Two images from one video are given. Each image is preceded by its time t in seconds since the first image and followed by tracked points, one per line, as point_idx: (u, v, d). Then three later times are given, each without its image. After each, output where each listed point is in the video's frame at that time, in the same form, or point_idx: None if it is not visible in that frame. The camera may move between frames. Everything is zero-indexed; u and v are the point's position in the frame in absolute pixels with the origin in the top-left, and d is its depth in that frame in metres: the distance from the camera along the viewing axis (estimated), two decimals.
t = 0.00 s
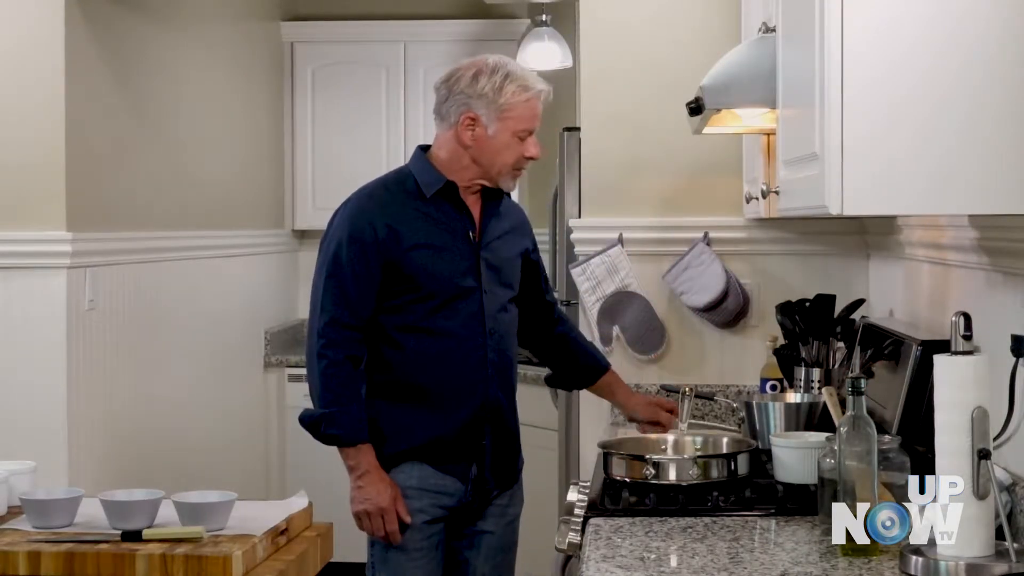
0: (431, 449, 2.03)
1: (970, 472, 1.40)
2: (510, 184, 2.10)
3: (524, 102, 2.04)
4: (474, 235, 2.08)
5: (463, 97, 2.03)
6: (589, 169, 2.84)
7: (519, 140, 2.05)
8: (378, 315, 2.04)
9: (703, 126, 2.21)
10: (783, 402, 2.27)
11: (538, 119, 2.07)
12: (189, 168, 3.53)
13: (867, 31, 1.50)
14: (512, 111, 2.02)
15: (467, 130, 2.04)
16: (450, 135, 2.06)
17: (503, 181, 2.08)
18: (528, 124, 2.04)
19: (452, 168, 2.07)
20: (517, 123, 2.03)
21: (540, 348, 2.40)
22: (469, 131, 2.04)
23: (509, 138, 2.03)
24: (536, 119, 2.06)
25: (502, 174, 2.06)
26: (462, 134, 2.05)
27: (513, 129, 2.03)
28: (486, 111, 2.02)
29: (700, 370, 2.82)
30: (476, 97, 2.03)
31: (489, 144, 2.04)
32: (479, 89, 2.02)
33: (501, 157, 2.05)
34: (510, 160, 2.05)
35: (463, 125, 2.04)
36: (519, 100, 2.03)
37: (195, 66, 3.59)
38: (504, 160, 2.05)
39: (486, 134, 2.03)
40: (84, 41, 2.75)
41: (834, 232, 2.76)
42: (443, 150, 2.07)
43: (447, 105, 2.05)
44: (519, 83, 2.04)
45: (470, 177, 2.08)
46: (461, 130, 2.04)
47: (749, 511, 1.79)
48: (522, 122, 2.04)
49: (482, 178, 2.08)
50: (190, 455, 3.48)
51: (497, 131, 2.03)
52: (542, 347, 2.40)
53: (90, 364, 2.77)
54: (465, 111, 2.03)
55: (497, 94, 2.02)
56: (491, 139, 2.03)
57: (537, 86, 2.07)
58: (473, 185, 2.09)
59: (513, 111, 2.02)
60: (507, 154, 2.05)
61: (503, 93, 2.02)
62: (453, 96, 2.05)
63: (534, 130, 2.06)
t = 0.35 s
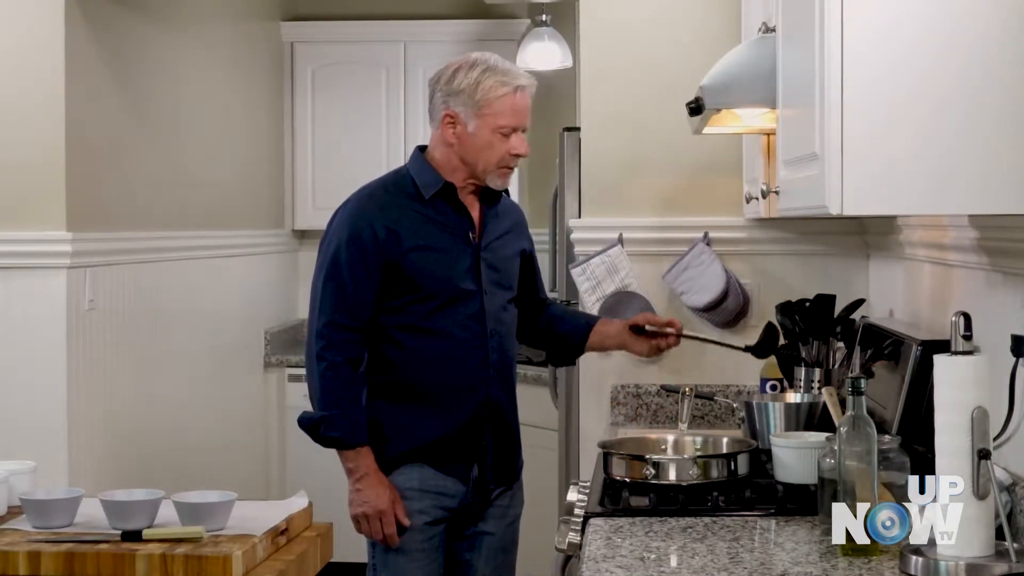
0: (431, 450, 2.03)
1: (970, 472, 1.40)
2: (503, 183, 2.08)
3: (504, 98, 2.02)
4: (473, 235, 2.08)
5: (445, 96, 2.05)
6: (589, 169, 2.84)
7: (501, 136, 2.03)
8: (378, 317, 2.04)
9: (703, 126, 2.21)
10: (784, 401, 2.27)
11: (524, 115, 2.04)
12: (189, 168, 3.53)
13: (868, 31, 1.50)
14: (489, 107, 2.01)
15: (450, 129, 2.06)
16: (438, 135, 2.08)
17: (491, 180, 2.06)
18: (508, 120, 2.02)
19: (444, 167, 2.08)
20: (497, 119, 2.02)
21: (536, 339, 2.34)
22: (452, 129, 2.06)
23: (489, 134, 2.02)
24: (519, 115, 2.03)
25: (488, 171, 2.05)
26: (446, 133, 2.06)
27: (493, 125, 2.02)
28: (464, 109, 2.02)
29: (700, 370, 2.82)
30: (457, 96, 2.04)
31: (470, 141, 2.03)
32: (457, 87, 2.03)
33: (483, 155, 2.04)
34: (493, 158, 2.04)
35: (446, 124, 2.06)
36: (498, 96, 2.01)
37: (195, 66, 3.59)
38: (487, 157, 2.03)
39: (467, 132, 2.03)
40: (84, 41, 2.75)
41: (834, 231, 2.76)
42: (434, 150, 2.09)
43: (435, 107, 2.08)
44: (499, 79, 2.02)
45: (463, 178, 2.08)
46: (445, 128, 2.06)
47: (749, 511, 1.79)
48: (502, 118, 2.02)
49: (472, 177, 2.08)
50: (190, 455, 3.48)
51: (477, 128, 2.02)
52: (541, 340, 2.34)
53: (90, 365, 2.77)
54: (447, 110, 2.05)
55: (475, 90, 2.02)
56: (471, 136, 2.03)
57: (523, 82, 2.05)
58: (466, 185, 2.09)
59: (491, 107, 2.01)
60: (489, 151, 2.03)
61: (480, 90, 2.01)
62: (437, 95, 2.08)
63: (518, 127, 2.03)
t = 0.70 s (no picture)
0: (422, 455, 2.04)
1: (970, 472, 1.40)
2: (480, 181, 2.07)
3: (469, 93, 2.01)
4: (456, 235, 2.07)
5: (415, 95, 2.07)
6: (589, 170, 2.84)
7: (470, 132, 2.02)
8: (363, 321, 2.05)
9: (703, 125, 2.21)
10: (784, 401, 2.27)
11: (493, 110, 2.03)
12: (189, 168, 3.53)
13: (867, 31, 1.50)
14: (455, 103, 2.01)
15: (422, 127, 2.07)
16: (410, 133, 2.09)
17: (464, 176, 2.05)
18: (475, 115, 2.01)
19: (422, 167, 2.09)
20: (464, 115, 2.01)
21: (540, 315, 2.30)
22: (424, 127, 2.06)
23: (457, 130, 2.02)
24: (487, 109, 2.02)
25: (459, 167, 2.04)
26: (419, 131, 2.07)
27: (460, 121, 2.01)
28: (431, 106, 2.03)
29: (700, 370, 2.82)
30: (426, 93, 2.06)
31: (440, 139, 2.04)
32: (424, 84, 2.04)
33: (454, 152, 2.03)
34: (464, 154, 2.03)
35: (417, 122, 2.07)
36: (465, 93, 2.01)
37: (195, 66, 3.59)
38: (457, 153, 2.03)
39: (436, 129, 2.04)
40: (85, 41, 2.75)
41: (834, 231, 2.76)
42: (411, 150, 2.10)
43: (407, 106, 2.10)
44: (464, 74, 2.02)
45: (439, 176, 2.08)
46: (417, 127, 2.07)
47: (749, 511, 1.79)
48: (469, 114, 2.01)
49: (449, 175, 2.07)
50: (190, 455, 3.48)
51: (445, 124, 2.02)
52: (552, 321, 2.30)
53: (89, 364, 2.77)
54: (416, 108, 2.06)
55: (441, 86, 2.02)
56: (440, 133, 2.03)
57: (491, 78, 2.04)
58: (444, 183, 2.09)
59: (456, 102, 2.01)
60: (458, 148, 2.03)
61: (446, 86, 2.02)
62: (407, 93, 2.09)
63: (487, 121, 2.02)
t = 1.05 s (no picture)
0: (385, 463, 2.05)
1: (970, 472, 1.40)
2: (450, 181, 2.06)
3: (438, 91, 2.01)
4: (420, 237, 2.07)
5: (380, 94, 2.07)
6: (589, 170, 2.84)
7: (439, 130, 2.02)
8: (326, 328, 2.06)
9: (702, 125, 2.21)
10: (784, 401, 2.27)
11: (462, 107, 2.03)
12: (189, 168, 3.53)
13: (867, 31, 1.50)
14: (423, 101, 2.01)
15: (389, 127, 2.06)
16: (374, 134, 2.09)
17: (434, 176, 2.04)
18: (445, 113, 2.01)
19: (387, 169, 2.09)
20: (431, 113, 2.01)
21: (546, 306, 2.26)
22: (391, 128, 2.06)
23: (427, 129, 2.02)
24: (456, 106, 2.02)
25: (428, 165, 2.04)
26: (386, 132, 2.07)
27: (430, 120, 2.01)
28: (399, 105, 2.03)
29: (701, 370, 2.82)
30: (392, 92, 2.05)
31: (409, 138, 2.03)
32: (391, 83, 2.04)
33: (424, 151, 2.03)
34: (434, 153, 2.02)
35: (384, 122, 2.06)
36: (431, 92, 2.01)
37: (195, 67, 3.59)
38: (425, 151, 2.03)
39: (405, 129, 2.03)
40: (84, 42, 2.75)
41: (834, 231, 2.76)
42: (377, 152, 2.09)
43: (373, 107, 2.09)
44: (431, 71, 2.02)
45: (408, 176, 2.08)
46: (384, 127, 2.07)
47: (749, 511, 1.79)
48: (438, 111, 2.01)
49: (418, 175, 2.07)
50: (190, 455, 3.47)
51: (414, 123, 2.02)
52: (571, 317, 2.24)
53: (89, 364, 2.77)
54: (383, 108, 2.05)
55: (407, 85, 2.03)
56: (409, 133, 2.03)
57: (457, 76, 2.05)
58: (411, 182, 2.09)
59: (423, 101, 2.01)
60: (428, 147, 2.02)
61: (413, 84, 2.01)
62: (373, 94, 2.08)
63: (456, 119, 2.02)
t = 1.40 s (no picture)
0: (385, 468, 2.07)
1: (970, 473, 1.40)
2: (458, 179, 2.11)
3: (448, 88, 2.07)
4: (422, 239, 2.08)
5: (389, 92, 2.12)
6: (589, 170, 2.84)
7: (450, 128, 2.08)
8: (328, 331, 2.11)
9: (702, 126, 2.21)
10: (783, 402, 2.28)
11: (472, 105, 2.09)
12: (189, 168, 3.53)
13: (867, 31, 1.50)
14: (434, 98, 2.06)
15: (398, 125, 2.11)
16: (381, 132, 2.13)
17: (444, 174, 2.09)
18: (455, 110, 2.07)
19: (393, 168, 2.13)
20: (443, 111, 2.07)
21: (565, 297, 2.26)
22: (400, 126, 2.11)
23: (438, 126, 2.07)
24: (466, 104, 2.08)
25: (438, 163, 2.08)
26: (395, 130, 2.12)
27: (441, 117, 2.07)
28: (409, 102, 2.08)
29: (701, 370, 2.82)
30: (402, 90, 2.11)
31: (419, 136, 2.08)
32: (401, 80, 2.09)
33: (433, 148, 2.08)
34: (445, 150, 2.08)
35: (393, 120, 2.11)
36: (442, 90, 2.07)
37: (195, 67, 3.59)
38: (435, 148, 2.08)
39: (415, 126, 2.09)
40: (84, 42, 2.75)
41: (834, 231, 2.76)
42: (383, 151, 2.14)
43: (380, 106, 2.14)
44: (442, 68, 2.08)
45: (414, 174, 2.12)
46: (392, 125, 2.11)
47: (749, 511, 1.79)
48: (449, 109, 2.07)
49: (425, 174, 2.12)
50: (190, 455, 3.48)
51: (425, 120, 2.07)
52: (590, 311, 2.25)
53: (90, 363, 2.77)
54: (393, 106, 2.10)
55: (418, 82, 2.08)
56: (419, 130, 2.08)
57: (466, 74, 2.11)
58: (416, 182, 2.13)
59: (435, 98, 2.06)
60: (439, 144, 2.08)
61: (424, 81, 2.07)
62: (382, 92, 2.13)
63: (466, 116, 2.08)
